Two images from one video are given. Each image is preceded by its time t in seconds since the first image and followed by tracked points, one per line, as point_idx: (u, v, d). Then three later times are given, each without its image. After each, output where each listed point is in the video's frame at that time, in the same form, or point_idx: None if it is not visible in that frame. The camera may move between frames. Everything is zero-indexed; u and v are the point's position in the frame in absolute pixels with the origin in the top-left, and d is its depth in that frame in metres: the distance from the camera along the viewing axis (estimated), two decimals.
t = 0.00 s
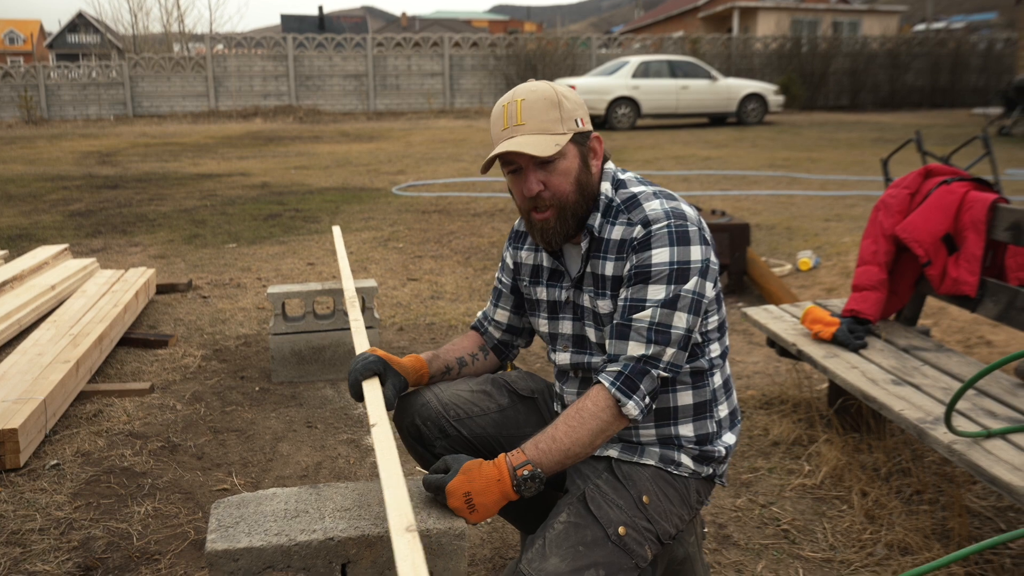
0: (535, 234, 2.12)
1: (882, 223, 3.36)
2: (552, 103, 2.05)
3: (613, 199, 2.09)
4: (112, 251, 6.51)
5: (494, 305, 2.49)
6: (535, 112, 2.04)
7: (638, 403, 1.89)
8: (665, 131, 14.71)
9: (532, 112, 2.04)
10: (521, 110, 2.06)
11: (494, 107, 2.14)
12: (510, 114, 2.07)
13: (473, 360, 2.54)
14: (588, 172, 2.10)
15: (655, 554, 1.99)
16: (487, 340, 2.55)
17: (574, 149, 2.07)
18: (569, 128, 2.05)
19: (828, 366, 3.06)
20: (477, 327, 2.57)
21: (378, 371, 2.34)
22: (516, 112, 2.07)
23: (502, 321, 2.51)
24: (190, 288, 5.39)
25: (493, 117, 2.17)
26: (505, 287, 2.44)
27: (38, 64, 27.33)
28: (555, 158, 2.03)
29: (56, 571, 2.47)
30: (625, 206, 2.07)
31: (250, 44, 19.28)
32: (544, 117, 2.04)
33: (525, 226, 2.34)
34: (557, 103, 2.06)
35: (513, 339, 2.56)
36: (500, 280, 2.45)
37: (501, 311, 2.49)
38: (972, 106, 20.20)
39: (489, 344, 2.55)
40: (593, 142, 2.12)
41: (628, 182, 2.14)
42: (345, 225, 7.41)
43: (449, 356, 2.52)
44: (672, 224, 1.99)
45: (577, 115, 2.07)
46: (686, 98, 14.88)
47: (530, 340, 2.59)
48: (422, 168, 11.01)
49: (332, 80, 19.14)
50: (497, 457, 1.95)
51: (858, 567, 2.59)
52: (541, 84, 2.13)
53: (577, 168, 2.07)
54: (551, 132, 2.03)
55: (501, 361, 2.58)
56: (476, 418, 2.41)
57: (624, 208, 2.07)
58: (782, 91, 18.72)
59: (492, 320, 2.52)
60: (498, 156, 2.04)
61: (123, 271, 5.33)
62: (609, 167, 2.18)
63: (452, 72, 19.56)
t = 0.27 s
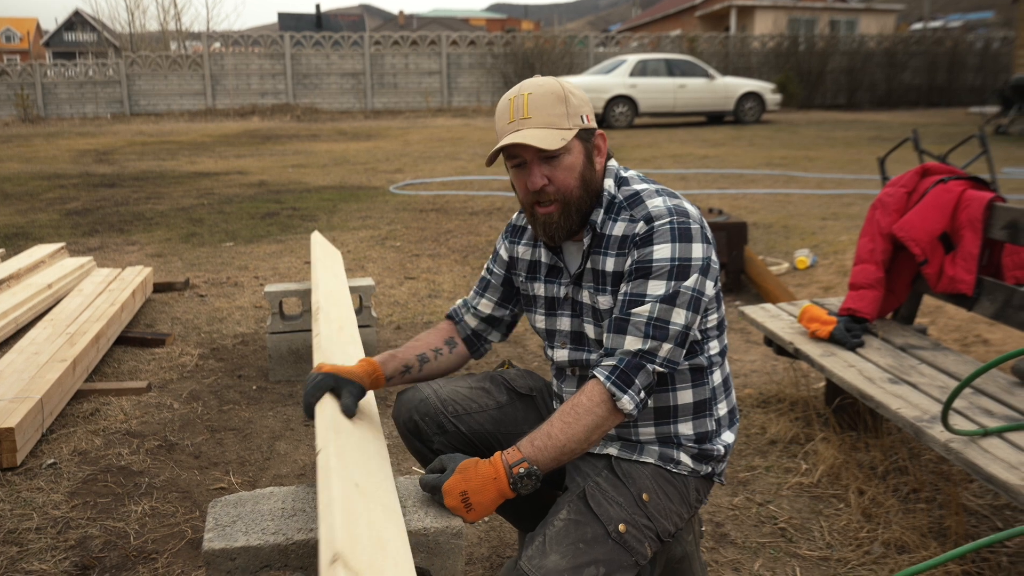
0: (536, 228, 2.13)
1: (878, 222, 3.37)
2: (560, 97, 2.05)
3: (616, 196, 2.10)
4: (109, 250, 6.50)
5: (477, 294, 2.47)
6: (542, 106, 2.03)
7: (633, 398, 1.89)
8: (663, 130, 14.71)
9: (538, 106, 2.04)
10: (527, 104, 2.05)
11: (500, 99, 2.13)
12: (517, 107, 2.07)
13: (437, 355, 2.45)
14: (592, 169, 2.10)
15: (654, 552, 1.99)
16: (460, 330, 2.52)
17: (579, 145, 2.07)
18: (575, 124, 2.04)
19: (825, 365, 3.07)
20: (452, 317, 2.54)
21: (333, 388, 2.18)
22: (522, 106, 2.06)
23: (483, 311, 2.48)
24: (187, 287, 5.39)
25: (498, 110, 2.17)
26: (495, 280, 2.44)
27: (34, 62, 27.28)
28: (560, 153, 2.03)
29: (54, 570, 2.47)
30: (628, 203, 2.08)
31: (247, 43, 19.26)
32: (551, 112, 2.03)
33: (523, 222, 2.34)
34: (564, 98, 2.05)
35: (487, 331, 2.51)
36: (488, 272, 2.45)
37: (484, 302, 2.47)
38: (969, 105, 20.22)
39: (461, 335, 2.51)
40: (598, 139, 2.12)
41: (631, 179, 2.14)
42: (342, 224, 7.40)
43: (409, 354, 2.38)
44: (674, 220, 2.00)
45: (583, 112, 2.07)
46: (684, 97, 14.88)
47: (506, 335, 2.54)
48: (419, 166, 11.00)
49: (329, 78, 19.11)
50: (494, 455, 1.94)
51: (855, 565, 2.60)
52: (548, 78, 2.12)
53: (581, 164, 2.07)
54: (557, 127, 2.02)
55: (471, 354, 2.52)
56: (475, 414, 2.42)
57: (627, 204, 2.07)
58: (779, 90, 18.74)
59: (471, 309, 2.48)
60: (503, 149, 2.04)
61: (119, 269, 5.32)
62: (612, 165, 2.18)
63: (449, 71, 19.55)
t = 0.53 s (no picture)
0: (523, 244, 2.11)
1: (879, 222, 3.37)
2: (544, 111, 2.05)
3: (602, 200, 2.09)
4: (108, 249, 6.50)
5: (449, 303, 2.44)
6: (527, 121, 2.03)
7: (631, 396, 1.89)
8: (663, 129, 14.71)
9: (523, 120, 2.04)
10: (512, 118, 2.05)
11: (482, 114, 2.12)
12: (501, 122, 2.06)
13: (402, 371, 2.38)
14: (578, 180, 2.10)
15: (659, 546, 1.99)
16: (428, 341, 2.46)
17: (565, 158, 2.07)
18: (560, 137, 2.04)
19: (824, 365, 3.07)
20: (418, 326, 2.48)
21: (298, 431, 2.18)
22: (506, 121, 2.06)
23: (455, 321, 2.44)
24: (186, 286, 5.38)
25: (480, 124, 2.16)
26: (470, 291, 2.41)
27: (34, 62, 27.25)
28: (546, 168, 2.03)
29: (54, 569, 2.47)
30: (615, 206, 2.07)
31: (247, 42, 19.24)
32: (535, 127, 2.03)
33: (502, 233, 2.32)
34: (548, 114, 2.05)
35: (455, 341, 2.47)
36: (462, 282, 2.42)
37: (457, 313, 2.44)
38: (968, 105, 20.22)
39: (428, 346, 2.45)
40: (581, 150, 2.12)
41: (614, 182, 2.14)
42: (342, 223, 7.40)
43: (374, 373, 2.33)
44: (664, 218, 2.00)
45: (568, 124, 2.07)
46: (683, 97, 14.88)
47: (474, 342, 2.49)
48: (419, 166, 10.99)
49: (329, 78, 19.10)
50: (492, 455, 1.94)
51: (855, 565, 2.60)
52: (531, 92, 2.12)
53: (567, 177, 2.07)
54: (543, 141, 2.02)
55: (440, 364, 2.47)
56: (470, 416, 2.43)
57: (615, 208, 2.07)
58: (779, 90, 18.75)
59: (442, 319, 2.44)
60: (487, 165, 2.03)
61: (119, 268, 5.32)
62: (596, 170, 2.18)
63: (449, 71, 19.54)
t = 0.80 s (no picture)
0: (514, 241, 2.10)
1: (879, 222, 3.37)
2: (536, 107, 2.04)
3: (592, 197, 2.10)
4: (108, 249, 6.50)
5: (443, 308, 2.42)
6: (519, 117, 2.02)
7: (630, 395, 1.89)
8: (662, 129, 14.70)
9: (514, 117, 2.03)
10: (504, 114, 2.04)
11: (472, 109, 2.11)
12: (492, 118, 2.05)
13: (404, 377, 2.39)
14: (569, 177, 2.10)
15: (651, 544, 1.99)
16: (428, 346, 2.46)
17: (556, 155, 2.07)
18: (552, 134, 2.04)
19: (824, 365, 3.07)
20: (417, 332, 2.49)
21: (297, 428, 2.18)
22: (498, 117, 2.04)
23: (451, 326, 2.42)
24: (186, 286, 5.38)
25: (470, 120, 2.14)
26: (461, 294, 2.40)
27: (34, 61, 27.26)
28: (538, 165, 2.02)
29: (53, 568, 2.47)
30: (605, 202, 2.09)
31: (247, 42, 19.24)
32: (527, 124, 2.02)
33: (492, 233, 2.31)
34: (541, 110, 2.04)
35: (454, 346, 2.46)
36: (453, 286, 2.40)
37: (451, 317, 2.42)
38: (968, 106, 20.22)
39: (428, 351, 2.45)
40: (572, 147, 2.12)
41: (604, 179, 2.16)
42: (342, 223, 7.40)
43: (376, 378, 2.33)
44: (655, 214, 2.01)
45: (559, 121, 2.07)
46: (683, 97, 14.88)
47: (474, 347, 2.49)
48: (419, 166, 10.99)
49: (328, 77, 19.10)
50: (489, 454, 1.95)
51: (854, 564, 2.60)
52: (522, 88, 2.11)
53: (558, 175, 2.07)
54: (536, 138, 2.01)
55: (439, 370, 2.47)
56: (462, 420, 2.43)
57: (604, 204, 2.08)
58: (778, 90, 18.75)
59: (438, 325, 2.44)
60: (479, 163, 2.01)
61: (119, 268, 5.31)
62: (586, 167, 2.19)
63: (449, 70, 19.53)
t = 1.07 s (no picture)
0: (512, 237, 2.11)
1: (877, 221, 3.38)
2: (529, 104, 2.04)
3: (591, 193, 2.11)
4: (107, 247, 6.49)
5: (452, 304, 2.44)
6: (510, 114, 2.02)
7: (629, 393, 1.89)
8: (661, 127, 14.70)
9: (507, 114, 2.03)
10: (497, 111, 2.04)
11: (467, 108, 2.12)
12: (485, 116, 2.06)
13: (427, 367, 2.45)
14: (565, 173, 2.09)
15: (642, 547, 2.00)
16: (442, 340, 2.47)
17: (551, 150, 2.06)
18: (545, 130, 2.03)
19: (823, 363, 3.07)
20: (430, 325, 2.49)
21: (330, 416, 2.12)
22: (491, 114, 2.05)
23: (461, 322, 2.44)
24: (185, 284, 5.38)
25: (466, 117, 2.15)
26: (468, 290, 2.40)
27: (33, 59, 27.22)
28: (531, 161, 2.01)
29: (53, 566, 2.47)
30: (604, 199, 2.09)
31: (246, 39, 19.22)
32: (519, 120, 2.02)
33: (494, 228, 2.32)
34: (533, 106, 2.04)
35: (467, 341, 2.49)
36: (461, 281, 2.41)
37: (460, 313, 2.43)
38: (967, 104, 20.23)
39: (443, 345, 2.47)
40: (568, 142, 2.11)
41: (604, 175, 2.16)
42: (341, 221, 7.39)
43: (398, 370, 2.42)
44: (653, 211, 2.01)
45: (553, 116, 2.06)
46: (683, 95, 14.87)
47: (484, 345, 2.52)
48: (418, 164, 10.99)
49: (328, 75, 19.09)
50: (486, 451, 1.95)
51: (853, 562, 2.60)
52: (516, 84, 2.11)
53: (553, 170, 2.06)
54: (528, 134, 2.01)
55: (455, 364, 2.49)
56: (456, 418, 2.42)
57: (603, 201, 2.08)
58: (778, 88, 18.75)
59: (449, 321, 2.45)
60: (473, 159, 2.01)
61: (118, 266, 5.31)
62: (586, 163, 2.19)
63: (448, 68, 19.51)
